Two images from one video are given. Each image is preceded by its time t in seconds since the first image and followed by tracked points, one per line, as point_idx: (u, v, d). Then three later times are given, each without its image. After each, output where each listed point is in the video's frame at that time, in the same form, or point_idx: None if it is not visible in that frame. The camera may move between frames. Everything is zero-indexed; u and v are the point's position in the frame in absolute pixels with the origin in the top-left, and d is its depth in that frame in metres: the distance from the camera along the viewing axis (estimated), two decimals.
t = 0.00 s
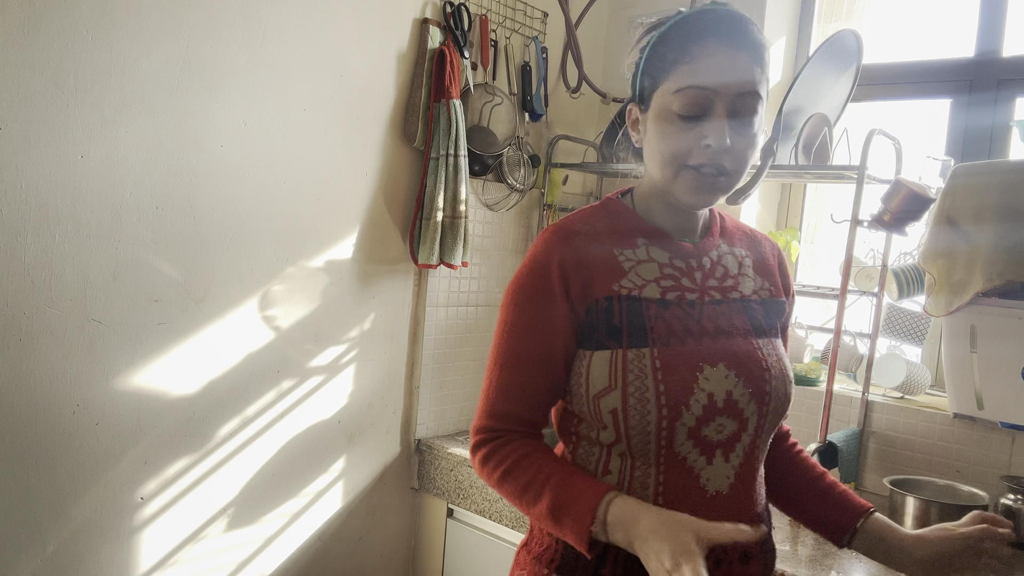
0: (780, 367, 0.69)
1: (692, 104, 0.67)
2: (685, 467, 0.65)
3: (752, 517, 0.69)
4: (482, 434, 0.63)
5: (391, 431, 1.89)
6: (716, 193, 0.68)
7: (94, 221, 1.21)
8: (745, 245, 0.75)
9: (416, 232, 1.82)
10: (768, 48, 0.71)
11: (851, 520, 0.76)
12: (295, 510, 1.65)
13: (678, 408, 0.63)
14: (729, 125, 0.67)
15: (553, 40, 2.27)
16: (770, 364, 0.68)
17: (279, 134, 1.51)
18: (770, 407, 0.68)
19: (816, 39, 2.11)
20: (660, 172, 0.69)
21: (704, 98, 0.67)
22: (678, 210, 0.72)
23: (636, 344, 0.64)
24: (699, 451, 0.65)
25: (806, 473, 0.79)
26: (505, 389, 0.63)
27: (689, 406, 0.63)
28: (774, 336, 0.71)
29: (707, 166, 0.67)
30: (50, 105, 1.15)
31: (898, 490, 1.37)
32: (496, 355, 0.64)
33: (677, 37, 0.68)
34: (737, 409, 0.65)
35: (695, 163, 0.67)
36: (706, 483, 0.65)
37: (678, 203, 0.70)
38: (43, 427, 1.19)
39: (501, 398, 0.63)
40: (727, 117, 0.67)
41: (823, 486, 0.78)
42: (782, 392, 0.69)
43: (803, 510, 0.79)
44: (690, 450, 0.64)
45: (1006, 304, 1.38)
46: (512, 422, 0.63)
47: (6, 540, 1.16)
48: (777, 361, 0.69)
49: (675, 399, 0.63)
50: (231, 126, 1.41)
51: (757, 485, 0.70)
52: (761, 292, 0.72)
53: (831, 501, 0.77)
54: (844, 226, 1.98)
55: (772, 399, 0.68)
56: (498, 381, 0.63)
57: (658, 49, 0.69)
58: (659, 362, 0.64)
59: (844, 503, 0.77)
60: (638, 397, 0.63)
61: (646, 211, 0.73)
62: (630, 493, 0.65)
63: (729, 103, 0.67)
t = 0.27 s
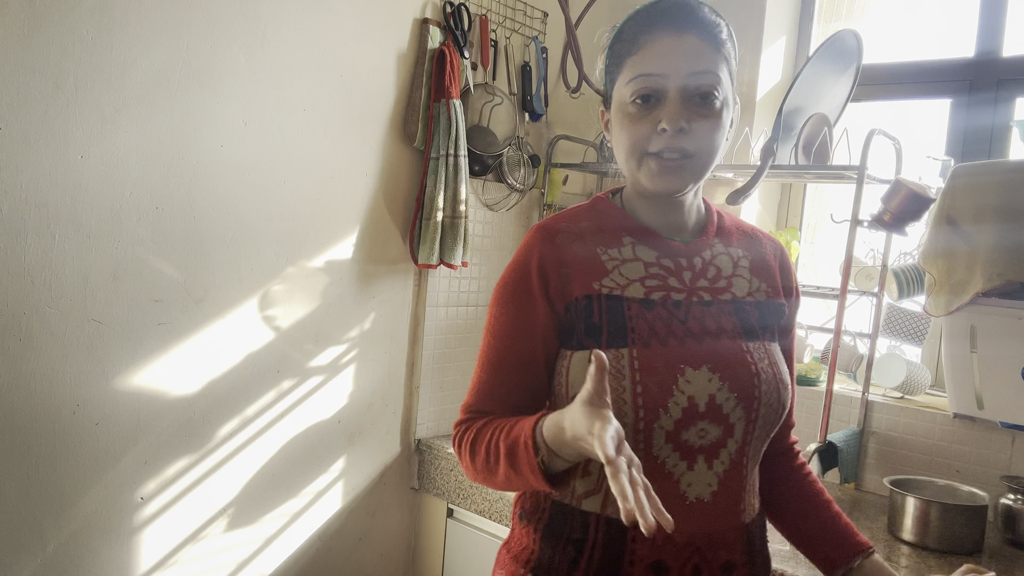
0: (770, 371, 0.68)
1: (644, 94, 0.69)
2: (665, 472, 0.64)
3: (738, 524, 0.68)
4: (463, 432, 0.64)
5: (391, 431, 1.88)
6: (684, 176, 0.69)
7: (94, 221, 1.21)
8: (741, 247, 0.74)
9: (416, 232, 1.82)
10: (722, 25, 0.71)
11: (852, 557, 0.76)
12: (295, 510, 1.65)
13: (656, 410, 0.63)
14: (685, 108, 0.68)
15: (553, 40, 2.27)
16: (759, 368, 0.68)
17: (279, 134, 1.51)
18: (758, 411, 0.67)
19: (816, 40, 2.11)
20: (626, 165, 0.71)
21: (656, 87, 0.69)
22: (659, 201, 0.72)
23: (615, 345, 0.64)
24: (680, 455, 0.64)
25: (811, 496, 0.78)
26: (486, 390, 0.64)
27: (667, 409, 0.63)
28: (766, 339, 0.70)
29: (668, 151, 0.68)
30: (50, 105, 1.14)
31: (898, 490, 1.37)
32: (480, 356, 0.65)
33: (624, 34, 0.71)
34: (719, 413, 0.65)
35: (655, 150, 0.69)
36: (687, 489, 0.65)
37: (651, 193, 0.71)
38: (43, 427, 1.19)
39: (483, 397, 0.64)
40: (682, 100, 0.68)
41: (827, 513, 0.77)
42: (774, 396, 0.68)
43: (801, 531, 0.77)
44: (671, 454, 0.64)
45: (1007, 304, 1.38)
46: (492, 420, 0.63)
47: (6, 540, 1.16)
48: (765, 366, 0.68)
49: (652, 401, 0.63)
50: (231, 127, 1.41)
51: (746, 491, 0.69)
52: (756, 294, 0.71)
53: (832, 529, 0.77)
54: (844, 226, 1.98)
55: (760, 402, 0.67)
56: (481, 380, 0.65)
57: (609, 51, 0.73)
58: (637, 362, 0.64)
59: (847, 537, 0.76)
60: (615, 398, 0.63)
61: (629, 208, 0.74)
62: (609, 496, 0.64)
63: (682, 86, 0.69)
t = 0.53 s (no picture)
0: (762, 375, 0.67)
1: (630, 94, 0.70)
2: (646, 477, 0.64)
3: (723, 533, 0.67)
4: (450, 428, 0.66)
5: (391, 431, 1.88)
6: (679, 172, 0.69)
7: (94, 221, 1.21)
8: (738, 249, 0.73)
9: (416, 232, 1.82)
10: (703, 17, 0.71)
11: None
12: (295, 510, 1.65)
13: (636, 414, 0.63)
14: (674, 103, 0.68)
15: (553, 40, 2.27)
16: (749, 373, 0.67)
17: (279, 134, 1.51)
18: (748, 417, 0.66)
19: (815, 40, 2.11)
20: (620, 166, 0.71)
21: (642, 87, 0.69)
22: (652, 200, 0.72)
23: (598, 347, 0.65)
24: (662, 460, 0.64)
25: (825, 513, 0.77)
26: (474, 389, 0.66)
27: (648, 413, 0.63)
28: (759, 342, 0.69)
29: (661, 149, 0.68)
30: (50, 105, 1.14)
31: (898, 490, 1.37)
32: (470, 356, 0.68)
33: (604, 35, 0.71)
34: (704, 419, 0.65)
35: (648, 149, 0.69)
36: (667, 494, 0.64)
37: (646, 193, 0.71)
38: (43, 427, 1.19)
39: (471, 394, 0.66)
40: (669, 96, 0.69)
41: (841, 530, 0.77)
42: (766, 401, 0.67)
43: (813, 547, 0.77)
44: (652, 458, 0.64)
45: (1007, 304, 1.38)
46: (477, 418, 0.65)
47: (6, 540, 1.16)
48: (755, 372, 0.67)
49: (633, 405, 0.63)
50: (231, 127, 1.41)
51: (735, 499, 0.68)
52: (752, 296, 0.70)
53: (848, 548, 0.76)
54: (844, 226, 1.98)
55: (750, 407, 0.66)
56: (469, 379, 0.66)
57: (591, 53, 0.73)
58: (619, 365, 0.64)
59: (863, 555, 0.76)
60: (595, 401, 0.63)
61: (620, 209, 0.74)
62: (591, 498, 0.64)
63: (668, 82, 0.69)
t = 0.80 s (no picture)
0: (755, 378, 0.65)
1: (610, 85, 0.69)
2: (640, 485, 0.62)
3: (718, 540, 0.65)
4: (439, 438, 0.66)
5: (391, 431, 1.89)
6: (664, 161, 0.67)
7: (94, 221, 1.21)
8: (728, 245, 0.71)
9: (416, 232, 1.82)
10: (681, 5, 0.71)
11: None
12: (295, 510, 1.65)
13: (627, 422, 0.62)
14: (655, 92, 0.67)
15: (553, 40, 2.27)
16: (742, 376, 0.65)
17: (279, 134, 1.51)
18: (741, 421, 0.65)
19: (815, 40, 2.11)
20: (603, 160, 0.70)
21: (620, 78, 0.68)
22: (638, 197, 0.70)
23: (586, 353, 0.64)
24: (654, 469, 0.63)
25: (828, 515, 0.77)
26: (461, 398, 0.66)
27: (639, 421, 0.62)
28: (752, 343, 0.67)
29: (644, 139, 0.67)
30: (50, 104, 1.14)
31: (897, 490, 1.37)
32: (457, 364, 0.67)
33: (581, 29, 0.71)
34: (696, 425, 0.63)
35: (630, 139, 0.68)
36: (661, 504, 0.62)
37: (632, 188, 0.69)
38: (42, 427, 1.18)
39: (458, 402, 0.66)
40: (650, 84, 0.68)
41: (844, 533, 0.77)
42: (760, 404, 0.65)
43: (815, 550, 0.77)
44: (644, 467, 0.62)
45: (1006, 304, 1.39)
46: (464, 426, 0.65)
47: (6, 540, 1.16)
48: (748, 373, 0.65)
49: (623, 413, 0.62)
50: (231, 126, 1.41)
51: (729, 506, 0.66)
52: (744, 295, 0.68)
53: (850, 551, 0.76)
54: (844, 226, 1.98)
55: (744, 412, 0.65)
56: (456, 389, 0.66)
57: (568, 48, 0.73)
58: (609, 371, 0.63)
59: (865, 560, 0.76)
60: (585, 409, 0.62)
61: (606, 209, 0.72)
62: (580, 507, 0.62)
63: (648, 71, 0.68)
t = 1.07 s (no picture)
0: (746, 382, 0.65)
1: (594, 73, 0.68)
2: (632, 500, 0.62)
3: (712, 551, 0.65)
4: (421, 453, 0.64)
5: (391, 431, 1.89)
6: (651, 149, 0.66)
7: (94, 221, 1.21)
8: (715, 244, 0.71)
9: (416, 232, 1.82)
10: None
11: None
12: (295, 510, 1.65)
13: (619, 437, 0.61)
14: (640, 78, 0.67)
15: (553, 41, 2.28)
16: (733, 381, 0.65)
17: (279, 134, 1.51)
18: (734, 428, 0.64)
19: (815, 40, 2.11)
20: (588, 150, 0.69)
21: (604, 64, 0.68)
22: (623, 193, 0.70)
23: (574, 365, 0.62)
24: (648, 482, 0.62)
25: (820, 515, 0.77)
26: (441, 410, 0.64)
27: (631, 435, 0.61)
28: (743, 344, 0.67)
29: (631, 126, 0.66)
30: (50, 104, 1.14)
31: (897, 490, 1.37)
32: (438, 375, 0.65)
33: (561, 18, 0.70)
34: (689, 435, 0.62)
35: (617, 126, 0.67)
36: (654, 517, 0.62)
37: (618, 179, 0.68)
38: (43, 427, 1.18)
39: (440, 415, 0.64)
40: (635, 71, 0.67)
41: (836, 533, 0.77)
42: (752, 408, 0.65)
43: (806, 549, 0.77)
44: (637, 481, 0.61)
45: (1006, 304, 1.39)
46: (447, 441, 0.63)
47: (5, 541, 1.15)
48: (738, 375, 0.65)
49: (614, 427, 0.61)
50: (231, 127, 1.41)
51: (723, 514, 0.66)
52: (734, 295, 0.68)
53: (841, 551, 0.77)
54: (844, 226, 1.98)
55: (737, 418, 0.64)
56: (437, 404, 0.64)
57: (548, 38, 0.72)
58: (598, 384, 0.62)
59: (852, 559, 0.76)
60: (574, 422, 0.61)
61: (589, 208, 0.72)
62: (570, 521, 0.62)
63: (633, 57, 0.67)
